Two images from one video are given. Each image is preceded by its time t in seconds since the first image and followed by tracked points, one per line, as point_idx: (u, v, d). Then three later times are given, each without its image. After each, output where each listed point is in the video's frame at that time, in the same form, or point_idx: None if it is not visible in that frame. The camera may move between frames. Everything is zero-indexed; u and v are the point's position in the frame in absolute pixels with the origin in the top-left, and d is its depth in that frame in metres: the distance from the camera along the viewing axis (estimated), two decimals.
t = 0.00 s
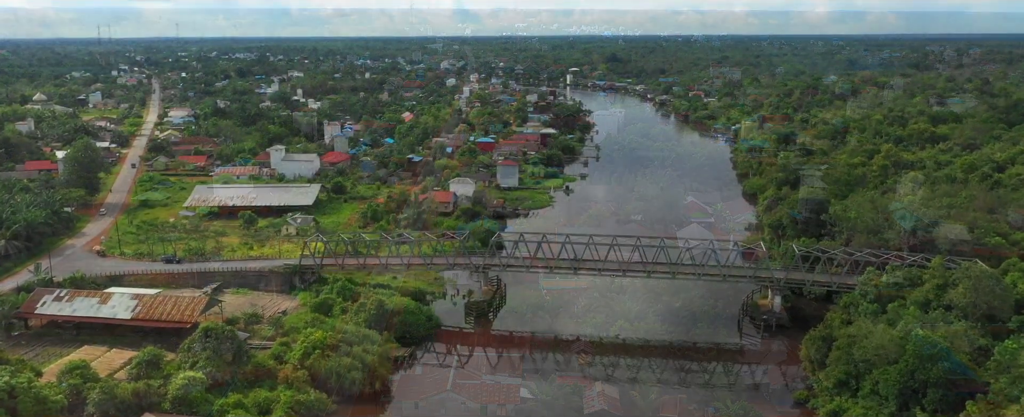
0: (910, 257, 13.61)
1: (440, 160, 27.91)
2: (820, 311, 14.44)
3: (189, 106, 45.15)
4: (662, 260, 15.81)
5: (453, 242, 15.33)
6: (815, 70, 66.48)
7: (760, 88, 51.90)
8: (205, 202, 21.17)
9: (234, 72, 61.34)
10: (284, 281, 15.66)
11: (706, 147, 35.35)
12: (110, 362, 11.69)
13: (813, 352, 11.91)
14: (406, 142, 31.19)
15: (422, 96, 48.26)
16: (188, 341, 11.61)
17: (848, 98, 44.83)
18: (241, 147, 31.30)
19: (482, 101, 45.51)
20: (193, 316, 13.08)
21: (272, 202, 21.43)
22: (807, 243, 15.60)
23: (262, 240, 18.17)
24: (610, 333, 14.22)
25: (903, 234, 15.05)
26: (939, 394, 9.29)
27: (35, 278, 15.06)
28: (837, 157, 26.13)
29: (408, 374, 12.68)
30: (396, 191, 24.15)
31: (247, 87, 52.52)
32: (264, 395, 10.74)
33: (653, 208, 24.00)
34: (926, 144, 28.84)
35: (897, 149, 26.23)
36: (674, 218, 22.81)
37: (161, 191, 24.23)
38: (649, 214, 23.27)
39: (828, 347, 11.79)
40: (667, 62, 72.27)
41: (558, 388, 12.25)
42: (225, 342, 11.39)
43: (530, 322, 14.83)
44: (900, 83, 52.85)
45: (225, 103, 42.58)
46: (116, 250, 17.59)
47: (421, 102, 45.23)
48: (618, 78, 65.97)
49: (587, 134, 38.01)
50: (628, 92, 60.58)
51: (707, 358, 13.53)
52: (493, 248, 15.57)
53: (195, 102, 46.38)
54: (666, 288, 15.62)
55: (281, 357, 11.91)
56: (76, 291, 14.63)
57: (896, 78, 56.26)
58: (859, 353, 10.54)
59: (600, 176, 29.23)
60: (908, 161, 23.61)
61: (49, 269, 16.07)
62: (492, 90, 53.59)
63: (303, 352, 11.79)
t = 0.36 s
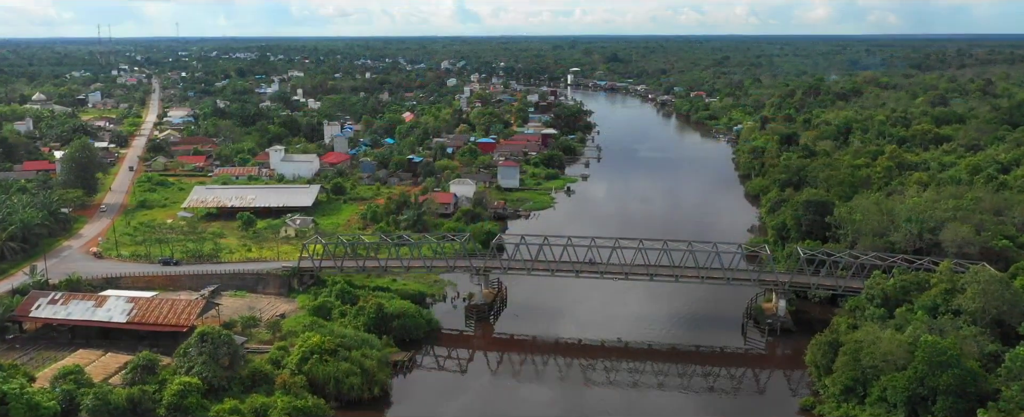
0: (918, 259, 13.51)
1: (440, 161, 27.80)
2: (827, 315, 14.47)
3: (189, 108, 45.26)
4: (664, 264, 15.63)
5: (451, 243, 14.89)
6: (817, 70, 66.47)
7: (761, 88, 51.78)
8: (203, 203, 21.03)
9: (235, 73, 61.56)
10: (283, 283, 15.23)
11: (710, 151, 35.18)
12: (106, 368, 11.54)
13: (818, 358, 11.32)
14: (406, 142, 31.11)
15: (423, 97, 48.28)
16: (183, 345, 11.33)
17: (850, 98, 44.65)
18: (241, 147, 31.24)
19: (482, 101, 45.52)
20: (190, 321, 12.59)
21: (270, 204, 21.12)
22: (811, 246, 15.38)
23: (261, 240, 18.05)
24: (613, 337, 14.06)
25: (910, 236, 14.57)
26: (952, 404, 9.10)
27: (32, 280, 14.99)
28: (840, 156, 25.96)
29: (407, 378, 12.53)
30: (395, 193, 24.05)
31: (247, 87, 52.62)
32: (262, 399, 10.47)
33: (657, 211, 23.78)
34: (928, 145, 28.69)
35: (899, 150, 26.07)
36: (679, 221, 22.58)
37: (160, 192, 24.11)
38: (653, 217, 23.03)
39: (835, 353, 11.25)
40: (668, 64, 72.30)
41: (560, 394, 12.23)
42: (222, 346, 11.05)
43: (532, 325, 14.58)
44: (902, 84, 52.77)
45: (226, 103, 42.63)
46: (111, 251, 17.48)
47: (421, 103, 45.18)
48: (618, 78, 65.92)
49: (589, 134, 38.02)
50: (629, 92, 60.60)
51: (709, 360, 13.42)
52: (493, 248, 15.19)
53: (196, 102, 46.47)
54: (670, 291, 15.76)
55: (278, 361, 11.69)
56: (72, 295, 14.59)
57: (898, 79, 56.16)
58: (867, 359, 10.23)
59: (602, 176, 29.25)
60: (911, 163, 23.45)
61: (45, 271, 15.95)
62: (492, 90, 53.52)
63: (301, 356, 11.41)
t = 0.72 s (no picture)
0: (927, 265, 13.31)
1: (441, 162, 27.59)
2: (832, 320, 14.26)
3: (188, 108, 45.04)
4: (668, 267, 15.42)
5: (451, 246, 14.65)
6: (819, 71, 66.30)
7: (764, 89, 51.53)
8: (201, 205, 20.81)
9: (235, 73, 61.36)
10: (281, 287, 15.02)
11: (713, 152, 34.94)
12: (99, 373, 11.31)
13: (825, 364, 11.08)
14: (407, 142, 30.89)
15: (423, 97, 48.07)
16: (177, 351, 11.10)
17: (854, 99, 44.41)
18: (240, 147, 31.03)
19: (483, 101, 45.31)
20: (185, 325, 12.39)
21: (269, 205, 20.89)
22: (817, 249, 15.18)
23: (259, 242, 17.84)
24: (615, 341, 13.86)
25: (917, 239, 14.37)
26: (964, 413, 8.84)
27: (25, 283, 14.78)
28: (843, 156, 25.71)
29: (406, 384, 12.30)
30: (395, 194, 23.84)
31: (247, 87, 52.43)
32: (259, 405, 10.24)
33: (661, 213, 23.57)
34: (933, 148, 28.47)
35: (904, 150, 25.83)
36: (683, 222, 22.35)
37: (157, 193, 23.87)
38: (657, 219, 22.79)
39: (842, 359, 11.00)
40: (669, 65, 72.17)
41: (560, 401, 11.98)
42: (217, 352, 10.81)
43: (534, 329, 14.37)
44: (904, 85, 52.55)
45: (226, 104, 42.42)
46: (107, 253, 17.26)
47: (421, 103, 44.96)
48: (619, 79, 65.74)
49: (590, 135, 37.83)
50: (630, 93, 60.40)
51: (713, 366, 13.19)
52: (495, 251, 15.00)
53: (196, 103, 46.28)
54: (675, 295, 15.54)
55: (275, 367, 11.47)
56: (66, 298, 14.38)
57: (900, 79, 55.95)
58: (875, 366, 10.01)
59: (604, 177, 29.07)
60: (915, 164, 23.23)
61: (40, 274, 15.72)
62: (493, 91, 53.34)
63: (299, 362, 11.21)
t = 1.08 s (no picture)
0: (936, 270, 13.09)
1: (441, 163, 27.37)
2: (838, 324, 14.03)
3: (188, 108, 44.81)
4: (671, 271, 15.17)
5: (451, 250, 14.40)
6: (820, 71, 66.07)
7: (765, 89, 51.27)
8: (199, 206, 20.58)
9: (235, 72, 61.15)
10: (278, 291, 14.78)
11: (716, 153, 34.65)
12: (92, 380, 11.09)
13: (834, 372, 10.84)
14: (407, 143, 30.66)
15: (423, 97, 47.81)
16: (171, 358, 10.86)
17: (856, 99, 44.15)
18: (239, 147, 30.81)
19: (483, 102, 45.10)
20: (181, 330, 12.16)
21: (267, 207, 20.66)
22: (823, 252, 14.93)
23: (257, 244, 17.62)
24: (618, 345, 13.64)
25: (925, 243, 14.09)
26: None
27: (19, 287, 14.55)
28: (847, 158, 25.46)
29: (405, 391, 12.07)
30: (395, 195, 23.62)
31: (247, 87, 52.24)
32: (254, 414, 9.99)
33: (664, 214, 23.30)
34: (937, 149, 28.21)
35: (909, 151, 25.58)
36: (686, 223, 22.10)
37: (154, 195, 23.64)
38: (659, 220, 22.54)
39: (851, 367, 10.76)
40: (670, 66, 71.97)
41: (561, 408, 11.74)
42: (212, 359, 10.53)
43: (535, 334, 14.13)
44: (907, 85, 52.25)
45: (225, 104, 42.21)
46: (103, 256, 17.03)
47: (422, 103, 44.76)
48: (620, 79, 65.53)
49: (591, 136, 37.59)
50: (632, 93, 60.16)
51: (717, 372, 12.95)
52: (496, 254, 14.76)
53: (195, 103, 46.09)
54: (678, 299, 15.31)
55: (271, 375, 11.24)
56: (60, 302, 14.16)
57: (903, 80, 55.65)
58: (885, 374, 9.75)
59: (605, 178, 28.84)
60: (920, 166, 22.96)
61: (34, 277, 15.49)
62: (494, 91, 53.12)
63: (295, 369, 10.98)
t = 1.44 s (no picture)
0: (946, 275, 12.82)
1: (441, 165, 27.10)
2: (845, 330, 13.78)
3: (186, 108, 44.54)
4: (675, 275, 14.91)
5: (451, 254, 14.14)
6: (822, 72, 65.85)
7: (767, 90, 51.03)
8: (196, 208, 20.32)
9: (235, 72, 60.92)
10: (274, 296, 14.52)
11: (719, 154, 34.33)
12: (83, 388, 10.81)
13: (843, 381, 10.59)
14: (406, 144, 30.39)
15: (424, 97, 47.56)
16: (164, 367, 10.55)
17: (858, 100, 43.89)
18: (237, 148, 30.55)
19: (483, 102, 44.82)
20: (175, 337, 11.90)
21: (265, 210, 20.39)
22: (829, 257, 14.68)
23: (254, 248, 17.36)
24: (621, 351, 13.39)
25: (934, 247, 13.83)
26: None
27: (11, 292, 14.27)
28: (851, 160, 25.19)
29: (404, 398, 11.81)
30: (394, 197, 23.35)
31: (246, 87, 51.99)
32: None
33: (667, 216, 22.99)
34: (942, 151, 27.96)
35: (913, 153, 25.30)
36: (689, 225, 21.81)
37: (150, 197, 23.35)
38: (662, 222, 22.25)
39: (861, 375, 10.50)
40: (671, 66, 71.78)
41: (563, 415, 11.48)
42: (206, 367, 10.18)
43: (536, 340, 13.88)
44: (910, 86, 52.00)
45: (224, 105, 41.96)
46: (97, 260, 16.77)
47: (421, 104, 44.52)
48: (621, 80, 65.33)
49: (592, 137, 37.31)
50: (633, 93, 59.90)
51: (722, 378, 12.71)
52: (497, 259, 14.52)
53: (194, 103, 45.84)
54: (682, 305, 15.05)
55: (267, 384, 10.95)
56: (53, 307, 13.90)
57: (906, 81, 55.37)
58: (897, 384, 9.48)
59: (607, 179, 28.56)
60: (925, 168, 22.70)
61: (26, 282, 15.23)
62: (494, 91, 52.89)
63: (292, 378, 10.72)
